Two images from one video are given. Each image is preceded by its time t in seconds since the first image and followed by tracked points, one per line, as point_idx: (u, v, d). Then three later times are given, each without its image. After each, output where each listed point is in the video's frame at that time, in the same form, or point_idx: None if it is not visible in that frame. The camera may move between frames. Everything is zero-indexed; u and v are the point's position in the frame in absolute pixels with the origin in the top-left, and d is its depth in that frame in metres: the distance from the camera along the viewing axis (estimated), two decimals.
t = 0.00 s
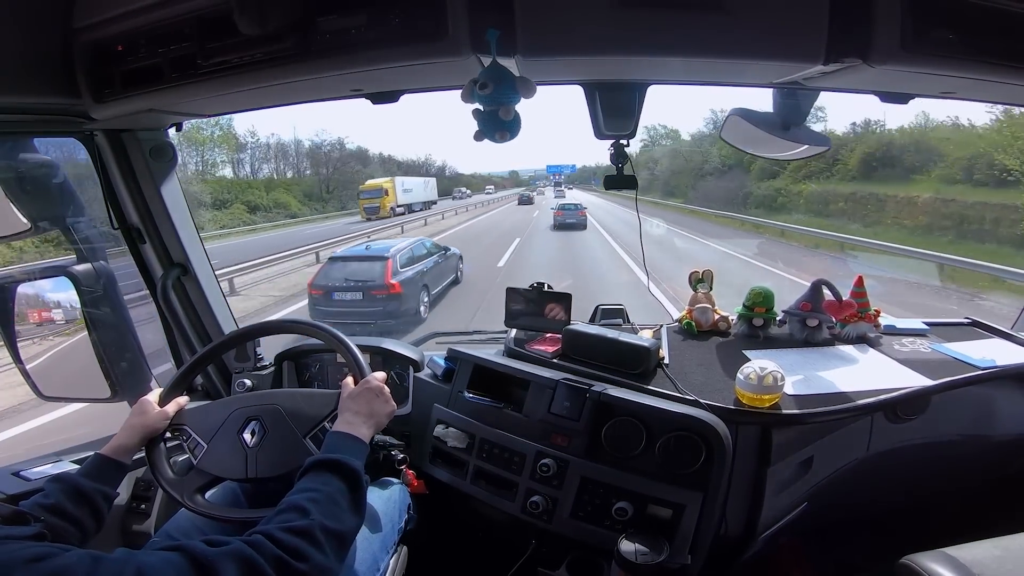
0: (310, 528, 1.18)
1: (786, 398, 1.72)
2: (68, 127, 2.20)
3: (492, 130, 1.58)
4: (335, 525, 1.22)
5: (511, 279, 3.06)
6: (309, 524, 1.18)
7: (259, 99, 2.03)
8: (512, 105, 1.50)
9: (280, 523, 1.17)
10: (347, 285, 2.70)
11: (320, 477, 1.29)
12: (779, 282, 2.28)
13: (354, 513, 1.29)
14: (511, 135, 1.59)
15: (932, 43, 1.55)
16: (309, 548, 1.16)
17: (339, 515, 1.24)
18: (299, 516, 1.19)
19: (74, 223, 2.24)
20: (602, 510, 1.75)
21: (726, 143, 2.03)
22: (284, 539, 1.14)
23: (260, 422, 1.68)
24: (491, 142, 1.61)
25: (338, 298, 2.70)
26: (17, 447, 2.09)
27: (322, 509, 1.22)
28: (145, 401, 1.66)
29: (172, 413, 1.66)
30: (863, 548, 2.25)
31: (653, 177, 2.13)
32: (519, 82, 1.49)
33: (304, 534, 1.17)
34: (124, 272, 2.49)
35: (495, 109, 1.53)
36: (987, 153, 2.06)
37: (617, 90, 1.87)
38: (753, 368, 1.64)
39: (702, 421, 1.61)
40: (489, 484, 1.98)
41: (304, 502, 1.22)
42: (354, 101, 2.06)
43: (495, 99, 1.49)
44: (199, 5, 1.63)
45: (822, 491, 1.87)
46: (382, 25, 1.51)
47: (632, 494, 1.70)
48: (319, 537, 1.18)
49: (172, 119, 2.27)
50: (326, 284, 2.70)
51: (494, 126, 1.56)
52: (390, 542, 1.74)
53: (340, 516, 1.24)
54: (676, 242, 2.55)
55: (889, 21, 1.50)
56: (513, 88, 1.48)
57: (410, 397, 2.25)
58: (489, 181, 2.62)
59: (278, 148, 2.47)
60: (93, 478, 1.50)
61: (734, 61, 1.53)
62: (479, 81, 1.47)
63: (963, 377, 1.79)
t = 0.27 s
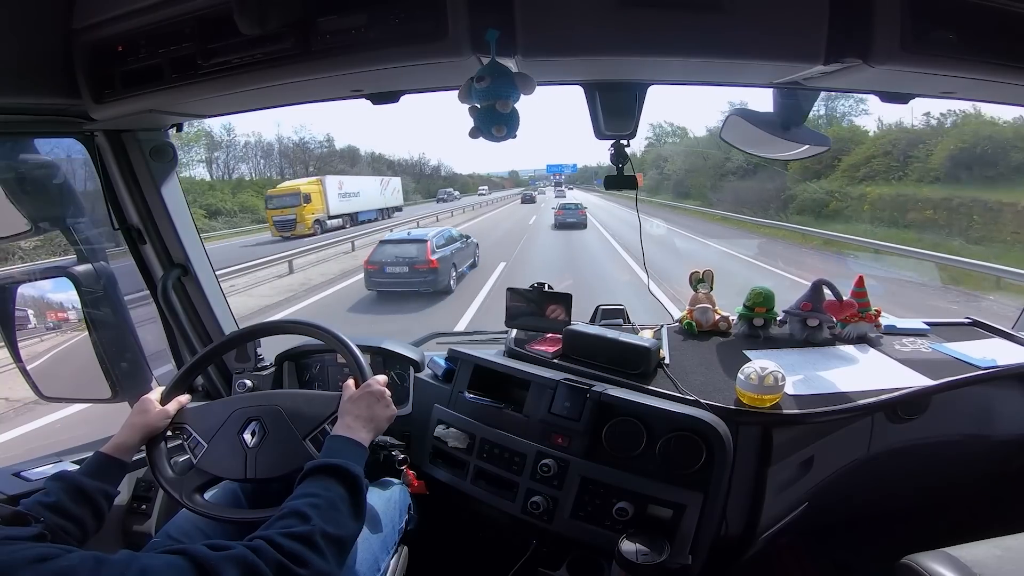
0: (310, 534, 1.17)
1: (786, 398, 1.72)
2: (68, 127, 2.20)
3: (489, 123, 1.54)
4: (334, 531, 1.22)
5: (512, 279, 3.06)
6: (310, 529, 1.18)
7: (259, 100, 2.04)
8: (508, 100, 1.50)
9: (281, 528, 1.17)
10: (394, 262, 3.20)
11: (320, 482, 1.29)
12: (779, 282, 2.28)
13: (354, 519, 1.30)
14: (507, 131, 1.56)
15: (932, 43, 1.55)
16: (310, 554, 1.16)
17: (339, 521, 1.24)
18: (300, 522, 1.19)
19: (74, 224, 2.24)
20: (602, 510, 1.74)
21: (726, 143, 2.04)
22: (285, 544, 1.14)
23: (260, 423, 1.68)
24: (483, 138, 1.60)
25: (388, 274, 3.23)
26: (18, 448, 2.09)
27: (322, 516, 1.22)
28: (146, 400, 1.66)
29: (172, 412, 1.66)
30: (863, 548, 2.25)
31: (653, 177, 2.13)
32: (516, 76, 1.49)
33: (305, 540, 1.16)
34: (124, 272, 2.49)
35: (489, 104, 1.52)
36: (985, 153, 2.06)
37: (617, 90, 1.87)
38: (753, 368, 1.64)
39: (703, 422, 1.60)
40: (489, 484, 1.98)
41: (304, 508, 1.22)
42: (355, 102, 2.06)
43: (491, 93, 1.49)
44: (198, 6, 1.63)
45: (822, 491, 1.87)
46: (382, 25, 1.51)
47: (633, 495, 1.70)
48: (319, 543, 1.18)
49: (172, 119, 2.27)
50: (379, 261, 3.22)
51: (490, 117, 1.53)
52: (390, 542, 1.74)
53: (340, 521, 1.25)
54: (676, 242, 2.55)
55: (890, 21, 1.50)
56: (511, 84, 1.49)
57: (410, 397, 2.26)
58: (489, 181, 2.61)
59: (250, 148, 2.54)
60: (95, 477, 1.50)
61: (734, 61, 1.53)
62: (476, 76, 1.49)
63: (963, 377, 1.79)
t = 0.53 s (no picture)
0: (312, 534, 1.18)
1: (786, 398, 1.72)
2: (68, 128, 2.20)
3: (492, 130, 1.57)
4: (335, 531, 1.22)
5: (512, 279, 3.06)
6: (312, 529, 1.18)
7: (259, 100, 2.04)
8: (510, 105, 1.50)
9: (283, 528, 1.17)
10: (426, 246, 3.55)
11: (321, 482, 1.29)
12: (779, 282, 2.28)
13: (355, 518, 1.30)
14: (509, 135, 1.59)
15: (933, 43, 1.55)
16: (311, 554, 1.16)
17: (340, 520, 1.24)
18: (302, 522, 1.19)
19: (74, 224, 2.23)
20: (603, 510, 1.74)
21: (726, 143, 2.04)
22: (287, 544, 1.14)
23: (260, 423, 1.68)
24: (488, 141, 1.61)
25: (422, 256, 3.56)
26: (18, 447, 2.09)
27: (323, 515, 1.22)
28: (146, 400, 1.66)
29: (172, 412, 1.66)
30: (863, 549, 2.25)
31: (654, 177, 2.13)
32: (519, 83, 1.49)
33: (307, 540, 1.17)
34: (124, 272, 2.49)
35: (492, 107, 1.52)
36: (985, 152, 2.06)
37: (617, 90, 1.87)
38: (753, 368, 1.64)
39: (703, 422, 1.60)
40: (489, 484, 1.98)
41: (306, 508, 1.22)
42: (355, 102, 2.06)
43: (494, 98, 1.49)
44: (199, 6, 1.63)
45: (823, 491, 1.87)
46: (382, 25, 1.51)
47: (633, 495, 1.69)
48: (321, 543, 1.18)
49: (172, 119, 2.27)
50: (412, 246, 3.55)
51: (495, 125, 1.55)
52: (390, 542, 1.74)
53: (341, 521, 1.25)
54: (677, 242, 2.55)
55: (890, 20, 1.50)
56: (511, 88, 1.48)
57: (410, 397, 2.26)
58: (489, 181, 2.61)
59: (224, 147, 2.52)
60: (95, 477, 1.50)
61: (735, 61, 1.53)
62: (480, 82, 1.48)
63: (963, 376, 1.79)
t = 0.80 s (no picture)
0: (313, 532, 1.18)
1: (786, 398, 1.72)
2: (68, 128, 2.20)
3: (493, 129, 1.56)
4: (334, 527, 1.22)
5: (512, 279, 3.06)
6: (312, 527, 1.18)
7: (260, 100, 2.04)
8: (511, 104, 1.50)
9: (283, 527, 1.16)
10: (448, 236, 4.03)
11: (315, 478, 1.29)
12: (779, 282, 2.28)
13: (352, 514, 1.30)
14: (512, 135, 1.58)
15: (933, 43, 1.55)
16: (313, 552, 1.16)
17: (338, 516, 1.25)
18: (301, 520, 1.19)
19: (75, 223, 2.24)
20: (603, 510, 1.74)
21: (726, 143, 2.04)
22: (289, 542, 1.14)
23: (260, 423, 1.68)
24: (489, 142, 1.61)
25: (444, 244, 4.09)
26: (19, 448, 2.10)
27: (322, 512, 1.23)
28: (146, 400, 1.67)
29: (173, 412, 1.67)
30: (863, 549, 2.25)
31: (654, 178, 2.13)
32: (519, 80, 1.48)
33: (308, 539, 1.17)
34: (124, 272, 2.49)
35: (494, 109, 1.52)
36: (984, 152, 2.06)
37: (617, 90, 1.87)
38: (753, 368, 1.64)
39: (703, 422, 1.60)
40: (489, 484, 1.98)
41: (302, 505, 1.22)
42: (355, 101, 2.05)
43: (495, 98, 1.49)
44: (199, 6, 1.64)
45: (822, 491, 1.87)
46: (382, 25, 1.51)
47: (633, 495, 1.70)
48: (322, 541, 1.18)
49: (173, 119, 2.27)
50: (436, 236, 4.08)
51: (496, 124, 1.55)
52: (390, 542, 1.74)
53: (339, 517, 1.25)
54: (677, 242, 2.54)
55: (890, 21, 1.50)
56: (511, 84, 1.48)
57: (410, 396, 2.26)
58: (488, 181, 2.61)
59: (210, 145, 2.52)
60: (95, 477, 1.50)
61: (735, 61, 1.53)
62: (479, 81, 1.48)
63: (963, 376, 1.79)
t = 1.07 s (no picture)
0: (290, 514, 1.14)
1: (786, 398, 1.72)
2: (69, 128, 2.20)
3: (487, 123, 1.54)
4: (306, 502, 1.18)
5: (512, 279, 3.06)
6: (290, 510, 1.14)
7: (260, 100, 2.04)
8: (507, 99, 1.49)
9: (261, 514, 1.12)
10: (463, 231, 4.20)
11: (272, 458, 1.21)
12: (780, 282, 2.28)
13: (318, 483, 1.26)
14: (505, 131, 1.55)
15: (933, 43, 1.55)
16: (299, 535, 1.14)
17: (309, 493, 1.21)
18: (274, 505, 1.15)
19: (75, 224, 2.24)
20: (603, 510, 1.74)
21: (727, 143, 2.04)
22: (272, 529, 1.10)
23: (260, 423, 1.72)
24: (483, 138, 1.59)
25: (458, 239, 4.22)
26: (21, 448, 2.11)
27: (291, 491, 1.18)
28: (147, 400, 1.67)
29: (172, 412, 1.67)
30: (863, 549, 2.25)
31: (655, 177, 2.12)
32: (516, 76, 1.49)
33: (288, 522, 1.13)
34: (124, 272, 2.49)
35: (488, 103, 1.51)
36: (985, 153, 2.06)
37: (617, 89, 1.87)
38: (753, 368, 1.64)
39: (703, 422, 1.60)
40: (489, 484, 1.98)
41: (270, 489, 1.16)
42: (355, 102, 2.05)
43: (491, 91, 1.48)
44: (199, 6, 1.63)
45: (823, 491, 1.87)
46: (382, 25, 1.51)
47: (633, 494, 1.70)
48: (302, 520, 1.16)
49: (173, 119, 2.27)
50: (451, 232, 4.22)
51: (490, 117, 1.52)
52: (390, 542, 1.74)
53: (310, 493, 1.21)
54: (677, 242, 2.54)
55: (890, 21, 1.50)
56: (509, 83, 1.48)
57: (410, 396, 2.26)
58: (488, 181, 2.61)
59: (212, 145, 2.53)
60: (95, 476, 1.47)
61: (735, 61, 1.53)
62: (475, 76, 1.49)
63: (964, 377, 1.79)
